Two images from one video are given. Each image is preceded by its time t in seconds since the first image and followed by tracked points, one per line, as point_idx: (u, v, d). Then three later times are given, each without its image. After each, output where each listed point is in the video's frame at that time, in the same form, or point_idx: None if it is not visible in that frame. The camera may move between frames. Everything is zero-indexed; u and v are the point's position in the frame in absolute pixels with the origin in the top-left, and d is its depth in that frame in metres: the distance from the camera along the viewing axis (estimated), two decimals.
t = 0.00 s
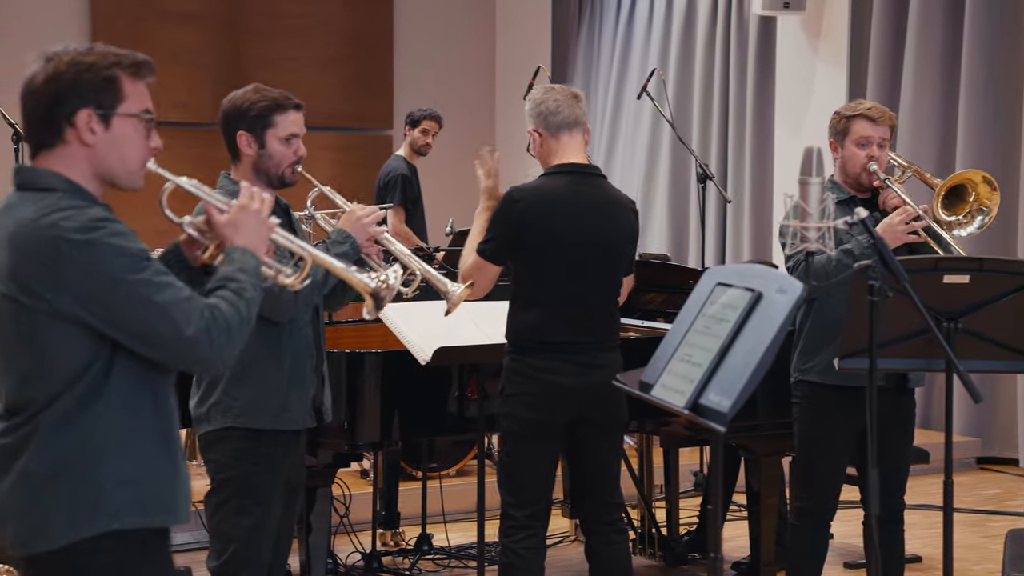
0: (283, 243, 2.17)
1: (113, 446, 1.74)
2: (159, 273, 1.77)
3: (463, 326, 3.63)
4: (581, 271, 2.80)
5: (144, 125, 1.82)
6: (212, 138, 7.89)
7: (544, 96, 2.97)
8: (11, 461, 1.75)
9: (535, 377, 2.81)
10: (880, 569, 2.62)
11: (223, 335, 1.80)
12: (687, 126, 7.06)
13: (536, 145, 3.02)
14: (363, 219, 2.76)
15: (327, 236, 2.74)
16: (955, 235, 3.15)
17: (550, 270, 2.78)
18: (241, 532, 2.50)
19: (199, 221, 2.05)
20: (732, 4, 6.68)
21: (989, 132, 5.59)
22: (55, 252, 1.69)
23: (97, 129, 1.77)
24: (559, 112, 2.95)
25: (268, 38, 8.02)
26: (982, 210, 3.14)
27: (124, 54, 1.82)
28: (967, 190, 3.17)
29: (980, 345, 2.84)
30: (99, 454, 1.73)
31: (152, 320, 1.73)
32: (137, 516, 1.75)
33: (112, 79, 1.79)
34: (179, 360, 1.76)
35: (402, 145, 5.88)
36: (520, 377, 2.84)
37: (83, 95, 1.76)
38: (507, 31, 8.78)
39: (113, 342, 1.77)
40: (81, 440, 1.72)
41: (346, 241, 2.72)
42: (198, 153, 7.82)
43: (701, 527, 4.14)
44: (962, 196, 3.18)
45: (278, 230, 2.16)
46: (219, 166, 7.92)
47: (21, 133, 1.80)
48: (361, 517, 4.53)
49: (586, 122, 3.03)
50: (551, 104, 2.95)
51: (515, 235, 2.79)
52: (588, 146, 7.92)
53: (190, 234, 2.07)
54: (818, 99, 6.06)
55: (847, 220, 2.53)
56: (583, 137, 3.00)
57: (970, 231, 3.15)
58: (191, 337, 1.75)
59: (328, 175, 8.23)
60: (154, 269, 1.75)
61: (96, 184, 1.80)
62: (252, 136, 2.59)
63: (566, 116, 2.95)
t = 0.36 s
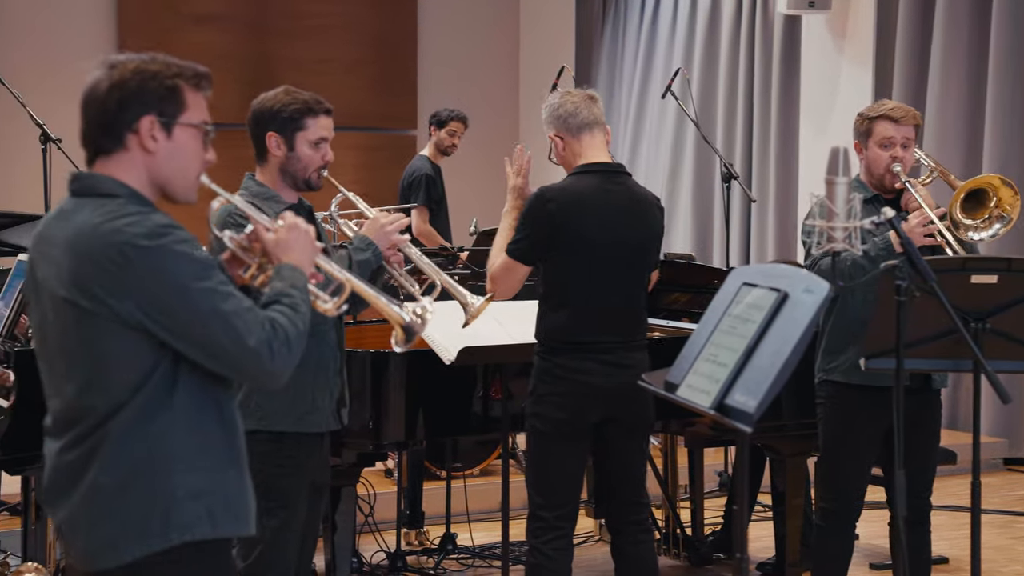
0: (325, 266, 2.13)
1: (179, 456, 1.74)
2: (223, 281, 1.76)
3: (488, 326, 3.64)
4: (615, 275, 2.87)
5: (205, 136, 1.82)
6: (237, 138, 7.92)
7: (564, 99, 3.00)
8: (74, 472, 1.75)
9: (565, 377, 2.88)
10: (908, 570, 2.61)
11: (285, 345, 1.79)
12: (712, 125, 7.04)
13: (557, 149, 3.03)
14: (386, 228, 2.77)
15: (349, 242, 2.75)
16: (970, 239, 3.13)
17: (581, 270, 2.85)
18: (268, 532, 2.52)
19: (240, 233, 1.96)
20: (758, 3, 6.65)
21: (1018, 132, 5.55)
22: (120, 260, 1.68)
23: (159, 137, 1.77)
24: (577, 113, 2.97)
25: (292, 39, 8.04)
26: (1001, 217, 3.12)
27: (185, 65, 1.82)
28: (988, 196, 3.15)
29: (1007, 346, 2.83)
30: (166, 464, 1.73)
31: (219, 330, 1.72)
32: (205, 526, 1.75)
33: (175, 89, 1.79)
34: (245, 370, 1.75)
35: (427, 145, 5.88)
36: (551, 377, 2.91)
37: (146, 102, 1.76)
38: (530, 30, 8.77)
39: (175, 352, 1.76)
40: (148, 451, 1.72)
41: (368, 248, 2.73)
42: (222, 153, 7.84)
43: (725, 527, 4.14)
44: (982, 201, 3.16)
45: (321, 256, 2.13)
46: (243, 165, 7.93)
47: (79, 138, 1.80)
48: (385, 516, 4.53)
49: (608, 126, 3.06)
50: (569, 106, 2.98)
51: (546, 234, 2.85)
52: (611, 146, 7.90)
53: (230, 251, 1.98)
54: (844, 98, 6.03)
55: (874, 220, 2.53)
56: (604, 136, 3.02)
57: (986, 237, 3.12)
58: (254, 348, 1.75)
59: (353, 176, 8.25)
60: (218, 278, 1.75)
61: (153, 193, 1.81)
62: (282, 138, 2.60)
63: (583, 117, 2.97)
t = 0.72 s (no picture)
0: (363, 266, 2.18)
1: (215, 460, 1.74)
2: (258, 280, 1.76)
3: (513, 326, 3.65)
4: (644, 274, 2.87)
5: (240, 140, 1.83)
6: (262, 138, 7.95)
7: (589, 99, 3.00)
8: (113, 475, 1.76)
9: (592, 378, 2.88)
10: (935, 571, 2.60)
11: (320, 346, 1.79)
12: (736, 124, 7.03)
13: (583, 151, 3.03)
14: (403, 224, 2.77)
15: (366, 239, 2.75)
16: (981, 238, 3.08)
17: (608, 271, 2.85)
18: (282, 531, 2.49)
19: (277, 236, 2.00)
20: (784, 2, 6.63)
21: None
22: (154, 264, 1.68)
23: (194, 141, 1.79)
24: (602, 113, 2.97)
25: (317, 39, 8.05)
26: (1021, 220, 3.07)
27: (222, 69, 1.83)
28: (1008, 199, 3.09)
29: None
30: (202, 468, 1.73)
31: (254, 331, 1.72)
32: (242, 529, 1.76)
33: (211, 92, 1.80)
34: (282, 371, 1.75)
35: (453, 145, 5.89)
36: (578, 377, 2.91)
37: (183, 106, 1.78)
38: (554, 30, 8.76)
39: (211, 354, 1.77)
40: (184, 454, 1.73)
41: (384, 245, 2.73)
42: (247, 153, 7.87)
43: (750, 528, 4.13)
44: (1001, 204, 3.10)
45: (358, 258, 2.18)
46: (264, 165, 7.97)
47: (117, 142, 1.81)
48: (409, 516, 4.54)
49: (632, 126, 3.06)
50: (595, 106, 2.98)
51: (573, 234, 2.85)
52: (635, 146, 7.89)
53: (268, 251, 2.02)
54: (869, 95, 6.01)
55: (900, 220, 2.52)
56: (630, 136, 3.02)
57: (998, 239, 3.07)
58: (289, 349, 1.74)
59: (376, 175, 8.27)
60: (253, 279, 1.75)
61: (189, 197, 1.82)
62: (295, 138, 2.60)
63: (609, 117, 2.97)
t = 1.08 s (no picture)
0: (393, 254, 2.19)
1: (242, 452, 1.75)
2: (287, 273, 1.77)
3: (535, 325, 3.69)
4: (667, 272, 2.87)
5: (265, 134, 1.84)
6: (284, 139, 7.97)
7: (614, 99, 3.00)
8: (141, 467, 1.78)
9: (612, 378, 2.89)
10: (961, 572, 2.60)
11: (349, 338, 1.79)
12: (760, 125, 7.00)
13: (608, 150, 3.02)
14: (418, 220, 2.71)
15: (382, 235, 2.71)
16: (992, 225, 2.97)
17: (631, 271, 2.85)
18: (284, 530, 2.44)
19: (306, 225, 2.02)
20: (809, 2, 6.59)
21: None
22: (182, 258, 1.69)
23: (220, 134, 1.79)
24: (630, 113, 2.97)
25: (339, 40, 8.07)
26: None
27: (246, 61, 1.83)
28: None
29: None
30: (228, 460, 1.74)
31: (280, 325, 1.72)
32: (268, 523, 1.76)
33: (236, 84, 1.80)
34: (310, 364, 1.76)
35: (477, 146, 5.89)
36: (597, 378, 2.91)
37: (208, 100, 1.78)
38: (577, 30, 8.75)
39: (239, 347, 1.77)
40: (210, 447, 1.73)
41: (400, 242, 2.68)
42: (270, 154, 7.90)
43: (774, 529, 4.12)
44: (1017, 191, 2.97)
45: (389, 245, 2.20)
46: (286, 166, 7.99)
47: (142, 136, 1.82)
48: (432, 516, 4.55)
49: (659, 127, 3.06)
50: (621, 106, 2.98)
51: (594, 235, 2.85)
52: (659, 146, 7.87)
53: (298, 241, 2.04)
54: (894, 95, 5.97)
55: (926, 221, 2.50)
56: (657, 136, 3.02)
57: (1010, 227, 2.95)
58: (317, 340, 1.75)
59: (398, 176, 8.28)
60: (282, 272, 1.75)
61: (216, 190, 1.83)
62: (306, 137, 2.60)
63: (637, 116, 2.97)
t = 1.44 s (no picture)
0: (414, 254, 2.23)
1: (268, 453, 1.76)
2: (318, 276, 1.78)
3: (555, 325, 3.69)
4: (689, 273, 2.87)
5: (292, 134, 1.84)
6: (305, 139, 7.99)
7: (637, 98, 3.00)
8: (167, 466, 1.78)
9: (633, 380, 2.88)
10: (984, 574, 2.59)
11: (379, 342, 1.80)
12: (781, 125, 6.99)
13: (630, 149, 3.02)
14: (432, 224, 2.65)
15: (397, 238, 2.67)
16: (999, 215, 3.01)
17: (652, 274, 2.85)
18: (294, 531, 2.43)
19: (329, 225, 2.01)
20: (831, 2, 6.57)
21: None
22: (214, 260, 1.70)
23: (250, 134, 1.80)
24: (652, 112, 2.97)
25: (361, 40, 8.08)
26: None
27: (275, 61, 1.84)
28: None
29: None
30: (254, 461, 1.75)
31: (311, 328, 1.73)
32: (292, 524, 1.77)
33: (266, 85, 1.81)
34: (341, 367, 1.77)
35: (498, 146, 5.89)
36: (619, 379, 2.91)
37: (239, 101, 1.79)
38: (598, 30, 8.74)
39: (267, 349, 1.78)
40: (237, 448, 1.74)
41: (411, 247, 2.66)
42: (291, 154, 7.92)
43: (795, 530, 4.11)
44: None
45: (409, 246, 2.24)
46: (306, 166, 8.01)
47: (172, 137, 1.83)
48: (453, 516, 4.56)
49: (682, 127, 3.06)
50: (644, 104, 2.98)
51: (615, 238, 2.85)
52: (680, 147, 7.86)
53: (320, 240, 2.04)
54: (917, 96, 5.93)
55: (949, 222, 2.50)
56: (679, 136, 3.01)
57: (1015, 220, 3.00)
58: (349, 344, 1.76)
59: (419, 176, 8.29)
60: (313, 275, 1.76)
61: (244, 191, 1.84)
62: (319, 139, 2.58)
63: (659, 115, 2.97)
